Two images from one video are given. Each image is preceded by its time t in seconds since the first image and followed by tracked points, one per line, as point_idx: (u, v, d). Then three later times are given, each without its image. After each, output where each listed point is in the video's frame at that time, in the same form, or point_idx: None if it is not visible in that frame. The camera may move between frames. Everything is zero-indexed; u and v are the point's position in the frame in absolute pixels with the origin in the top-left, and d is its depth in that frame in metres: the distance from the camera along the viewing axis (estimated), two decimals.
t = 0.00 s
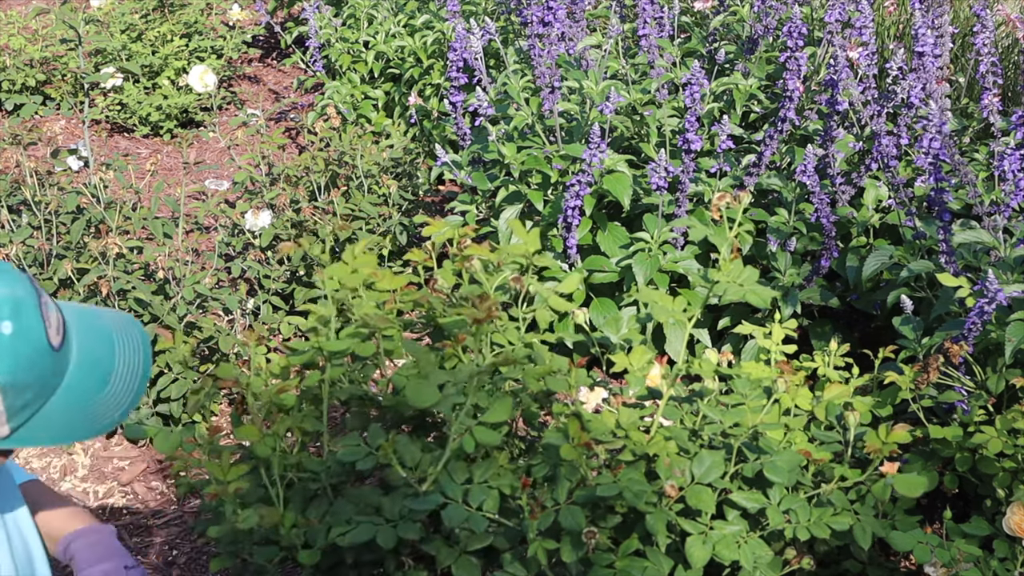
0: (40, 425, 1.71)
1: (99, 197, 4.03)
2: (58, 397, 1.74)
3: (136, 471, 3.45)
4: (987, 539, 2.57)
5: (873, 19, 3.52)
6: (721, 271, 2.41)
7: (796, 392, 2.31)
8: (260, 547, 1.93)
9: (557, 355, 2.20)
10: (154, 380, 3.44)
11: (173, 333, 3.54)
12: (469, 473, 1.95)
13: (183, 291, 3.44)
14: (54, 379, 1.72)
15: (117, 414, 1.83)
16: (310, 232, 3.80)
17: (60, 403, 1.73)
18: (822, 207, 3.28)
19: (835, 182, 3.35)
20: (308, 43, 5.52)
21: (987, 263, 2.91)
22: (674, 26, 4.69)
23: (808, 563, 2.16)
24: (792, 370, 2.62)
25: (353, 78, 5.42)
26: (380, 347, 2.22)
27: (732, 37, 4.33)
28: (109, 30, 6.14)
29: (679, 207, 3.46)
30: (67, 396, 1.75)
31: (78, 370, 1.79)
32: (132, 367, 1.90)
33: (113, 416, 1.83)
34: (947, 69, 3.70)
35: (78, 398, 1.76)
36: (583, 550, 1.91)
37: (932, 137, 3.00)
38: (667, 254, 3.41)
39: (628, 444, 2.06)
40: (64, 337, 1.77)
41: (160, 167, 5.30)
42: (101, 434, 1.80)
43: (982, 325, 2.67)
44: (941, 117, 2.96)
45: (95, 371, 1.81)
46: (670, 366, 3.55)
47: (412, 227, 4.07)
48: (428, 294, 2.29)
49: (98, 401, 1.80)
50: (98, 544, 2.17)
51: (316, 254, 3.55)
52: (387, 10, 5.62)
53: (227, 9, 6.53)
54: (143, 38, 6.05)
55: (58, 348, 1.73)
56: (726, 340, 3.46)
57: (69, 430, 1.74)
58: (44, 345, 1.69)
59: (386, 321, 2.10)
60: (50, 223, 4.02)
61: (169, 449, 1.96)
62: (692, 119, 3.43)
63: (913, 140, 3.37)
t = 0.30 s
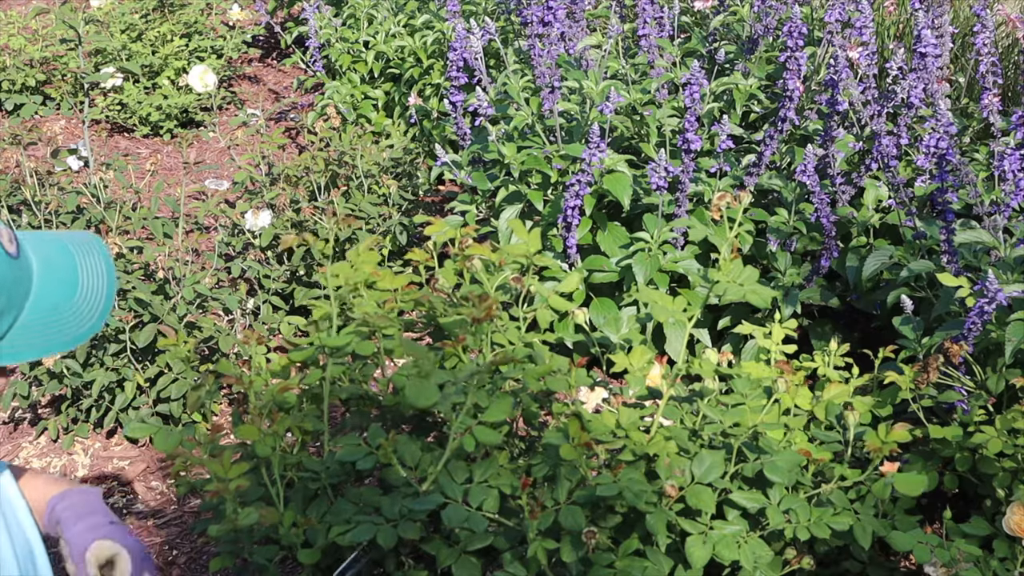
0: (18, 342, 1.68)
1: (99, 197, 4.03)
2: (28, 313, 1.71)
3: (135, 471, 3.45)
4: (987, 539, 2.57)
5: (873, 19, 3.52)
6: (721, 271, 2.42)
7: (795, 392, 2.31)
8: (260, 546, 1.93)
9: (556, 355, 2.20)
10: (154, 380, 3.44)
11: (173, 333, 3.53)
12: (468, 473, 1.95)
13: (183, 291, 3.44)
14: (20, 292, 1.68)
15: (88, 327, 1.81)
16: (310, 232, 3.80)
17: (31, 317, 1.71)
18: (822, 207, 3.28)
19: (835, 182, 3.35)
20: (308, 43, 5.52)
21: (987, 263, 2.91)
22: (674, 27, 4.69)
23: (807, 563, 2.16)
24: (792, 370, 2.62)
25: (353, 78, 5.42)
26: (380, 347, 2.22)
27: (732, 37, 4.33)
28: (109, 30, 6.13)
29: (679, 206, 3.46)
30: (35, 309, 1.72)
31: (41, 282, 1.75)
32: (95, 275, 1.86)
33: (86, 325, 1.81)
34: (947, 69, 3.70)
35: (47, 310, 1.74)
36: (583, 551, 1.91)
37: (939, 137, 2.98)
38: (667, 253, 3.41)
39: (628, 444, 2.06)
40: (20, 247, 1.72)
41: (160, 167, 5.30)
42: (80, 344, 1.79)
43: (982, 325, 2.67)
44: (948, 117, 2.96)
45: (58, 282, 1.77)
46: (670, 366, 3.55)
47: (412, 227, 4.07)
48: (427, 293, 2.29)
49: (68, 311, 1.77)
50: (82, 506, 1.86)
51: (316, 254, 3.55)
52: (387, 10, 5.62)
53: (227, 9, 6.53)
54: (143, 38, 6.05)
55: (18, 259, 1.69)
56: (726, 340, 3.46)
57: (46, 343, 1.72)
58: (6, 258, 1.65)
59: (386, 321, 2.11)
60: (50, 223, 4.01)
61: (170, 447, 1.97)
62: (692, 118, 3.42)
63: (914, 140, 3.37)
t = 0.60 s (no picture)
0: (17, 292, 1.68)
1: (99, 197, 4.03)
2: (24, 264, 1.71)
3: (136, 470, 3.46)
4: (987, 539, 2.57)
5: (873, 19, 3.52)
6: (722, 271, 2.42)
7: (796, 392, 2.31)
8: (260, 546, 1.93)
9: (556, 355, 2.20)
10: (154, 379, 3.44)
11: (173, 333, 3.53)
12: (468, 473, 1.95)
13: (184, 291, 3.44)
14: (14, 241, 1.69)
15: (84, 278, 1.81)
16: (310, 232, 3.80)
17: (27, 269, 1.71)
18: (822, 207, 3.28)
19: (835, 182, 3.35)
20: (308, 43, 5.52)
21: (987, 263, 2.91)
22: (674, 27, 4.69)
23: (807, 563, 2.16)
24: (792, 370, 2.62)
25: (353, 78, 5.41)
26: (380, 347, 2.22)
27: (732, 37, 4.33)
28: (109, 30, 6.13)
29: (679, 207, 3.46)
30: (30, 261, 1.72)
31: (34, 236, 1.75)
32: (86, 232, 1.86)
33: (81, 279, 1.80)
34: (947, 69, 3.70)
35: (43, 262, 1.74)
36: (583, 550, 1.91)
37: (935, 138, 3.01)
38: (667, 253, 3.41)
39: (628, 444, 2.06)
40: (9, 202, 1.73)
41: (161, 167, 5.30)
42: (76, 297, 1.78)
43: (982, 325, 2.67)
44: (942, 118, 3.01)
45: (51, 235, 1.77)
46: (670, 366, 3.55)
47: (413, 227, 4.07)
48: (428, 293, 2.28)
49: (63, 263, 1.77)
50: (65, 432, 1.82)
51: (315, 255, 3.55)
52: (387, 10, 5.62)
53: (227, 10, 6.53)
54: (142, 38, 6.05)
55: (7, 211, 1.70)
56: (726, 340, 3.46)
57: (43, 295, 1.72)
58: None
59: (386, 321, 2.11)
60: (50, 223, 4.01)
61: (173, 445, 1.99)
62: (692, 118, 3.42)
63: (914, 140, 3.37)
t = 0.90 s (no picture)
0: (31, 269, 1.65)
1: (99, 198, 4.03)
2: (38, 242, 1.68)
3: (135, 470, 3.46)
4: (987, 539, 2.57)
5: (873, 19, 3.52)
6: (722, 271, 2.42)
7: (796, 392, 2.31)
8: (260, 546, 1.93)
9: (556, 354, 2.20)
10: (154, 379, 3.44)
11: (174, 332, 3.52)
12: (468, 474, 1.95)
13: (183, 291, 3.44)
14: (30, 218, 1.68)
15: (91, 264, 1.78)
16: (310, 232, 3.80)
17: (40, 247, 1.68)
18: (822, 207, 3.28)
19: (835, 182, 3.35)
20: (308, 43, 5.52)
21: (987, 263, 2.91)
22: (674, 27, 4.69)
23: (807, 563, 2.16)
24: (792, 370, 2.62)
25: (353, 78, 5.41)
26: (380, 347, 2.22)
27: (732, 37, 4.34)
28: (109, 30, 6.13)
29: (680, 207, 3.46)
30: (43, 240, 1.70)
31: (43, 217, 1.73)
32: (92, 218, 1.84)
33: (89, 261, 1.77)
34: (947, 69, 3.70)
35: (53, 242, 1.71)
36: (583, 551, 1.91)
37: (931, 133, 3.01)
38: (667, 254, 3.41)
39: (628, 444, 2.06)
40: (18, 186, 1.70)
41: (160, 167, 5.31)
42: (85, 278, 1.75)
43: (982, 325, 2.67)
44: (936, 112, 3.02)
45: (59, 216, 1.76)
46: (670, 366, 3.55)
47: (413, 227, 4.07)
48: (427, 293, 2.28)
49: (72, 244, 1.75)
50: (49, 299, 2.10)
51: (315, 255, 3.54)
52: (387, 10, 5.62)
53: (227, 10, 6.54)
54: (143, 37, 6.04)
55: (19, 191, 1.68)
56: (726, 340, 3.46)
57: (56, 275, 1.69)
58: (11, 183, 1.66)
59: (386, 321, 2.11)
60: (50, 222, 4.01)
61: (172, 445, 1.96)
62: (692, 119, 3.42)
63: (913, 140, 3.37)
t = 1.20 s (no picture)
0: (26, 282, 1.52)
1: (99, 198, 4.03)
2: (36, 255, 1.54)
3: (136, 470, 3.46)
4: (987, 539, 2.57)
5: (873, 19, 3.52)
6: (721, 271, 2.42)
7: (795, 392, 2.31)
8: (260, 546, 1.92)
9: (556, 355, 2.20)
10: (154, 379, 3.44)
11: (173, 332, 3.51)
12: (468, 474, 1.95)
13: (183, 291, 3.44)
14: (31, 229, 1.52)
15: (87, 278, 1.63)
16: (310, 232, 3.80)
17: (39, 258, 1.54)
18: (822, 207, 3.28)
19: (835, 182, 3.35)
20: (308, 43, 5.52)
21: (987, 263, 2.91)
22: (674, 27, 4.69)
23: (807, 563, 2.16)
24: (792, 370, 2.62)
25: (353, 78, 5.41)
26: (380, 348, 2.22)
27: (732, 37, 4.34)
28: (109, 30, 6.13)
29: (679, 207, 3.46)
30: (40, 251, 1.55)
31: (42, 225, 1.56)
32: (93, 228, 1.66)
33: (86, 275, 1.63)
34: (946, 69, 3.70)
35: (51, 256, 1.56)
36: (583, 551, 1.91)
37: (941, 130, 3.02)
38: (667, 254, 3.40)
39: (628, 444, 2.06)
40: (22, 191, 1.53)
41: (160, 167, 5.31)
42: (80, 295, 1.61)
43: (982, 325, 2.67)
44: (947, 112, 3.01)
45: (60, 224, 1.58)
46: (670, 366, 3.55)
47: (413, 227, 4.07)
48: (427, 293, 2.28)
49: (72, 258, 1.59)
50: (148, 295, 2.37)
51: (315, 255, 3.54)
52: (387, 10, 5.62)
53: (227, 10, 6.54)
54: (142, 37, 6.04)
55: (23, 199, 1.50)
56: (726, 340, 3.46)
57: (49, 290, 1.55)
58: (15, 193, 1.48)
59: (386, 321, 2.11)
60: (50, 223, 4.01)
61: (170, 448, 1.96)
62: (692, 119, 3.42)
63: (913, 140, 3.37)
